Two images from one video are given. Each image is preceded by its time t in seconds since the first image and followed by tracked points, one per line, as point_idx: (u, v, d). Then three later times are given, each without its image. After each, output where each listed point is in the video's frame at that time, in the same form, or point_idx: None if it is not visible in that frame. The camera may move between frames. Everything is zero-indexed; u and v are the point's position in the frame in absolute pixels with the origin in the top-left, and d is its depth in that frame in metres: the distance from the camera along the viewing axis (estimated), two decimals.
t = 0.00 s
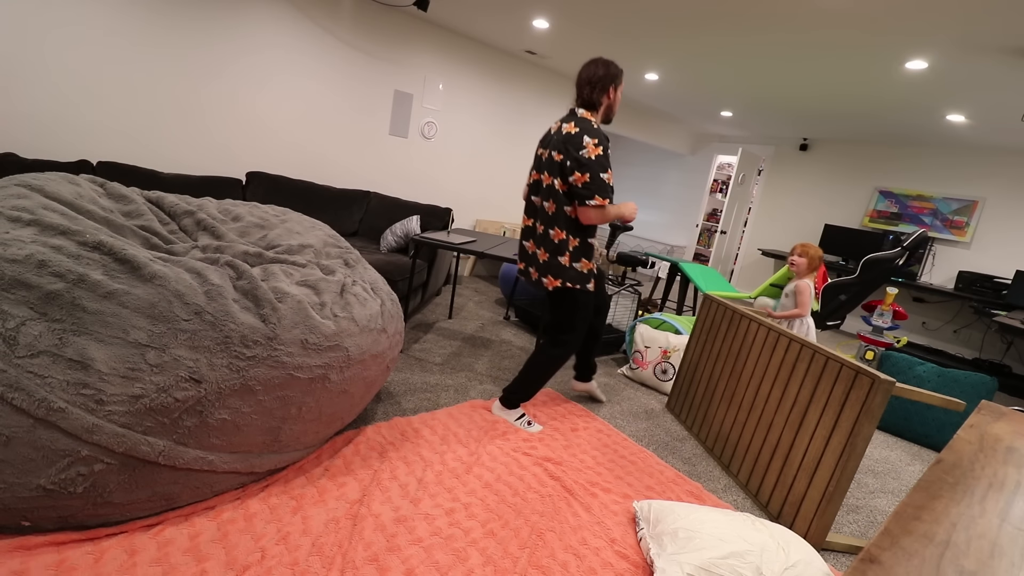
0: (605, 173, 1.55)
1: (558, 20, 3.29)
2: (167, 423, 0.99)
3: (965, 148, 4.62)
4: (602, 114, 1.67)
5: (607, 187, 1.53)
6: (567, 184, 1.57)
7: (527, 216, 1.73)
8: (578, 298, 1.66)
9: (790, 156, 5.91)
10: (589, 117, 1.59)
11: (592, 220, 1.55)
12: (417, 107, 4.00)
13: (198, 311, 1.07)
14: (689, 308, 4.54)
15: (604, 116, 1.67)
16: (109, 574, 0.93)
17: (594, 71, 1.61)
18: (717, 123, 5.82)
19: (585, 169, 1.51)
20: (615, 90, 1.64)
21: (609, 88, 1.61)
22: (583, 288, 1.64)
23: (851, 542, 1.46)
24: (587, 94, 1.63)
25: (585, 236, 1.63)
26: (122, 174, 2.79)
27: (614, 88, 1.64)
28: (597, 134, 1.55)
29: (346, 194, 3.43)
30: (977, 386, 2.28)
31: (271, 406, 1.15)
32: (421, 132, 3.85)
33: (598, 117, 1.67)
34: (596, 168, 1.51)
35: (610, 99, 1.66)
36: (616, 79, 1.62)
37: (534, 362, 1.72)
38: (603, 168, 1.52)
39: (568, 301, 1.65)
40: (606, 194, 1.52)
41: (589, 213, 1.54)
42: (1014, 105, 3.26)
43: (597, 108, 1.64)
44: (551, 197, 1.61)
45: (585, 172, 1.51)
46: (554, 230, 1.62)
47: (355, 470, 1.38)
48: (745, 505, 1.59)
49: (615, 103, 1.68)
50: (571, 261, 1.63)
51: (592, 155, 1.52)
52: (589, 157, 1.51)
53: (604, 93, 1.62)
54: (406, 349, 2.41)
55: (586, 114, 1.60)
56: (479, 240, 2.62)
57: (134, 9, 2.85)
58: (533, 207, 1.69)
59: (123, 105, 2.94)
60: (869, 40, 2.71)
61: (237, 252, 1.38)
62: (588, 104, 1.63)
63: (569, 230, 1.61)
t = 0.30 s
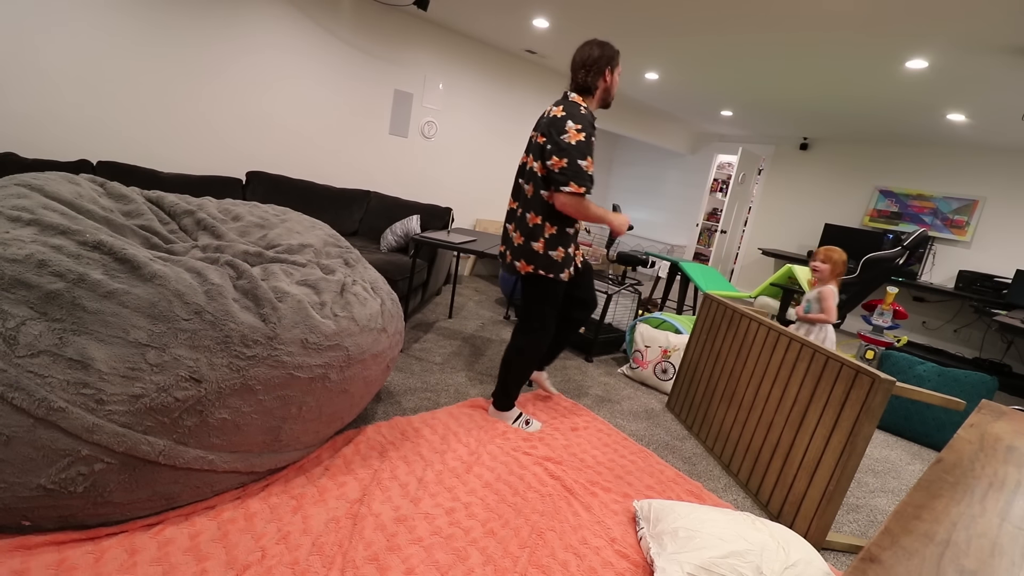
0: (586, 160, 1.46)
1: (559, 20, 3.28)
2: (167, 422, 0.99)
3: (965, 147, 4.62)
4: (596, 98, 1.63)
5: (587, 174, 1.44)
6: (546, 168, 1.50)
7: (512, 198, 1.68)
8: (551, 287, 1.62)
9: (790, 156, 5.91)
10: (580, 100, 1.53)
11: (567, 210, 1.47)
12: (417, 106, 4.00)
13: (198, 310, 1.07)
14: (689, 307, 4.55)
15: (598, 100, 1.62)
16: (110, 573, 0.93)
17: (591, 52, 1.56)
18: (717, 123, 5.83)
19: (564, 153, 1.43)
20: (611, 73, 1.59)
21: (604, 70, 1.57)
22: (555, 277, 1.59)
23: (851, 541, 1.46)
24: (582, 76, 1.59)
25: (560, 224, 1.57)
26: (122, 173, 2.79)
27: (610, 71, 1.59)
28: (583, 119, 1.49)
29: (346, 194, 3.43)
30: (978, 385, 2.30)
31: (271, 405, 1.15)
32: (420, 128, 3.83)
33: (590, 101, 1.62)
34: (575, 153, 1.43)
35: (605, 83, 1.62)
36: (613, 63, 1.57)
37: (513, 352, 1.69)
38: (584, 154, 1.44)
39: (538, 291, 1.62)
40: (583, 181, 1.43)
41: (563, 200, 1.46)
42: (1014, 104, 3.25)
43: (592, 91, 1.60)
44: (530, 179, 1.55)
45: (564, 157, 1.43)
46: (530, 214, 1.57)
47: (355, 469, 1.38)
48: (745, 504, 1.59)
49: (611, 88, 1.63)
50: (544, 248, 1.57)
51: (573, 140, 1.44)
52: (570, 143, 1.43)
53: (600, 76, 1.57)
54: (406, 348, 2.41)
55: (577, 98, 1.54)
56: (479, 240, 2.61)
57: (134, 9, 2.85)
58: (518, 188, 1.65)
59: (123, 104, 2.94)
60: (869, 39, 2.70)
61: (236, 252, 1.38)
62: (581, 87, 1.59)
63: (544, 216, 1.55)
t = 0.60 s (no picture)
0: (568, 157, 1.46)
1: (559, 19, 3.28)
2: (168, 422, 0.99)
3: (965, 146, 4.61)
4: (586, 99, 1.61)
5: (565, 171, 1.44)
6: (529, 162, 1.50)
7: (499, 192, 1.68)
8: (525, 286, 1.58)
9: (790, 155, 5.91)
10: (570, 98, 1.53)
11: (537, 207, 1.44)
12: (417, 106, 4.00)
13: (198, 310, 1.07)
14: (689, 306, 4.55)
15: (589, 101, 1.60)
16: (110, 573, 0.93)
17: (584, 52, 1.56)
18: (717, 122, 5.83)
19: (545, 147, 1.43)
20: (603, 74, 1.57)
21: (596, 70, 1.56)
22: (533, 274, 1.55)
23: (851, 540, 1.46)
24: (574, 75, 1.57)
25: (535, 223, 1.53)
26: (121, 173, 2.79)
27: (602, 72, 1.57)
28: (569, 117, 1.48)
29: (346, 193, 3.43)
30: (977, 384, 2.30)
31: (271, 405, 1.15)
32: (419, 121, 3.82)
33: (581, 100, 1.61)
34: (555, 148, 1.43)
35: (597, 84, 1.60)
36: (605, 64, 1.56)
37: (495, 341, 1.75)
38: (565, 150, 1.44)
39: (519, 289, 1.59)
40: (561, 177, 1.43)
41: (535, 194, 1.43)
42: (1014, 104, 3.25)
43: (584, 91, 1.58)
44: (515, 173, 1.56)
45: (544, 151, 1.43)
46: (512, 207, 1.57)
47: (356, 469, 1.38)
48: (745, 504, 1.60)
49: (603, 89, 1.61)
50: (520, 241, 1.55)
51: (556, 135, 1.44)
52: (552, 138, 1.44)
53: (591, 75, 1.56)
54: (406, 348, 2.41)
55: (567, 96, 1.53)
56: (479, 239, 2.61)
57: (134, 8, 2.85)
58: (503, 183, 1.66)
59: (123, 104, 2.94)
60: (869, 39, 2.70)
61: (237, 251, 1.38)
62: (572, 85, 1.58)
63: (524, 209, 1.53)
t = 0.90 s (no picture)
0: (459, 132, 1.60)
1: (559, 10, 3.25)
2: (170, 415, 1.00)
3: (970, 136, 4.57)
4: (500, 85, 1.70)
5: (455, 144, 1.59)
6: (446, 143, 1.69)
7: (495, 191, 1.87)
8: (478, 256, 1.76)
9: (793, 146, 5.87)
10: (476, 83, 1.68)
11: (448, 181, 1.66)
12: (417, 99, 3.97)
13: (199, 304, 1.07)
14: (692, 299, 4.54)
15: (498, 85, 1.68)
16: (115, 566, 0.93)
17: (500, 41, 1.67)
18: (719, 113, 5.79)
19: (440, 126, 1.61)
20: (508, 59, 1.65)
21: (497, 55, 1.65)
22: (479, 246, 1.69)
23: (853, 531, 1.46)
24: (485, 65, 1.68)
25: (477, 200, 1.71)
26: (121, 167, 2.79)
27: (507, 57, 1.65)
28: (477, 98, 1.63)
29: (346, 187, 3.42)
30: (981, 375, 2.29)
31: (273, 398, 1.15)
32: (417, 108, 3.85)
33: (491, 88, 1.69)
34: (448, 124, 1.59)
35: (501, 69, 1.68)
36: (512, 47, 1.64)
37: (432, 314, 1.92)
38: (451, 127, 1.59)
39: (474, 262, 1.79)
40: (452, 149, 1.59)
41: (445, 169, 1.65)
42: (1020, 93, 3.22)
43: (486, 78, 1.69)
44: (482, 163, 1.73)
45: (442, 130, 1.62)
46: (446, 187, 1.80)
47: (358, 462, 1.38)
48: (747, 495, 1.60)
49: (514, 74, 1.68)
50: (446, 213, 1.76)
51: (451, 116, 1.61)
52: (446, 118, 1.61)
53: (496, 62, 1.66)
54: (408, 341, 2.41)
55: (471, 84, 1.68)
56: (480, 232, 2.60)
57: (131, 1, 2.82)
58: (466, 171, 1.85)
59: (121, 98, 2.93)
60: (873, 27, 2.67)
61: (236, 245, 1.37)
62: (484, 73, 1.68)
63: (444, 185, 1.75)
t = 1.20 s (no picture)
0: (484, 130, 1.58)
1: (559, 10, 3.25)
2: (170, 416, 1.00)
3: (971, 136, 4.57)
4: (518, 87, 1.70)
5: (479, 140, 1.56)
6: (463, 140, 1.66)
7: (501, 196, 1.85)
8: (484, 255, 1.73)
9: (793, 146, 5.87)
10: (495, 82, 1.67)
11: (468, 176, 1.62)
12: (417, 99, 3.97)
13: (199, 304, 1.07)
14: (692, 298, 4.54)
15: (517, 85, 1.68)
16: (116, 565, 0.94)
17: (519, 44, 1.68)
18: (719, 113, 5.79)
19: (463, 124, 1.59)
20: (528, 60, 1.66)
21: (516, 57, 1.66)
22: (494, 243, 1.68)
23: (853, 531, 1.46)
24: (504, 67, 1.68)
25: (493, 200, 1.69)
26: (121, 167, 2.79)
27: (526, 58, 1.65)
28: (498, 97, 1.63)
29: (346, 186, 3.42)
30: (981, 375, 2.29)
31: (274, 398, 1.15)
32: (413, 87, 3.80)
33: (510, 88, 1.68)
34: (472, 122, 1.57)
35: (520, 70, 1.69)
36: (532, 49, 1.64)
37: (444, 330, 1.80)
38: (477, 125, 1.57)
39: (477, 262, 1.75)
40: (476, 146, 1.55)
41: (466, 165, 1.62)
42: (1020, 92, 3.21)
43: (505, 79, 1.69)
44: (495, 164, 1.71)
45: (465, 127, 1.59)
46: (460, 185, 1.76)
47: (358, 461, 1.38)
48: (747, 494, 1.60)
49: (532, 75, 1.68)
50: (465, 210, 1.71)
51: (475, 113, 1.59)
52: (470, 115, 1.59)
53: (514, 63, 1.66)
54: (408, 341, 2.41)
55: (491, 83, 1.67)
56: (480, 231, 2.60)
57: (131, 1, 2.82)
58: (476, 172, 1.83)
59: (122, 98, 2.93)
60: (874, 27, 2.67)
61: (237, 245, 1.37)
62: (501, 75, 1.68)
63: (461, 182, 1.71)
